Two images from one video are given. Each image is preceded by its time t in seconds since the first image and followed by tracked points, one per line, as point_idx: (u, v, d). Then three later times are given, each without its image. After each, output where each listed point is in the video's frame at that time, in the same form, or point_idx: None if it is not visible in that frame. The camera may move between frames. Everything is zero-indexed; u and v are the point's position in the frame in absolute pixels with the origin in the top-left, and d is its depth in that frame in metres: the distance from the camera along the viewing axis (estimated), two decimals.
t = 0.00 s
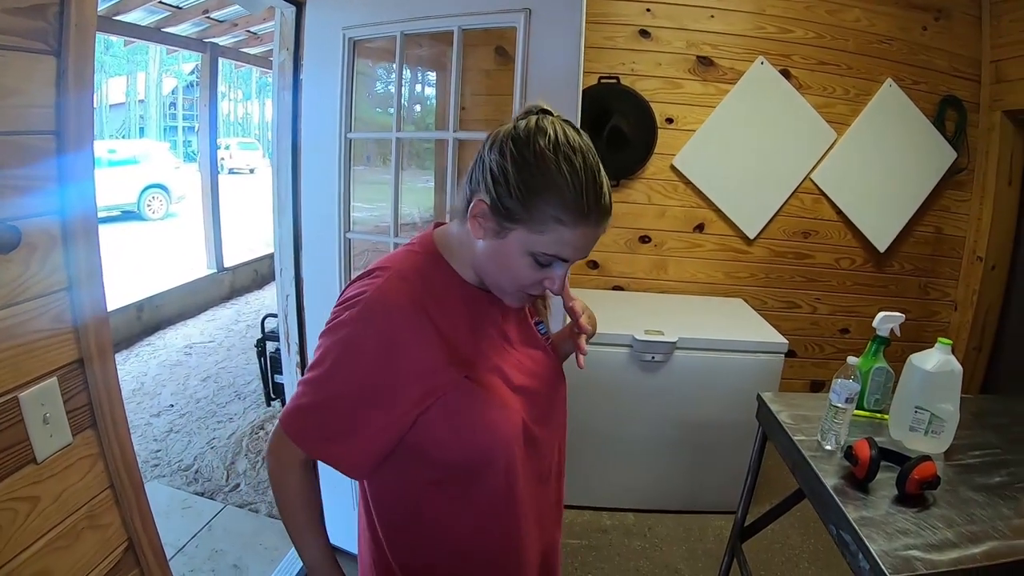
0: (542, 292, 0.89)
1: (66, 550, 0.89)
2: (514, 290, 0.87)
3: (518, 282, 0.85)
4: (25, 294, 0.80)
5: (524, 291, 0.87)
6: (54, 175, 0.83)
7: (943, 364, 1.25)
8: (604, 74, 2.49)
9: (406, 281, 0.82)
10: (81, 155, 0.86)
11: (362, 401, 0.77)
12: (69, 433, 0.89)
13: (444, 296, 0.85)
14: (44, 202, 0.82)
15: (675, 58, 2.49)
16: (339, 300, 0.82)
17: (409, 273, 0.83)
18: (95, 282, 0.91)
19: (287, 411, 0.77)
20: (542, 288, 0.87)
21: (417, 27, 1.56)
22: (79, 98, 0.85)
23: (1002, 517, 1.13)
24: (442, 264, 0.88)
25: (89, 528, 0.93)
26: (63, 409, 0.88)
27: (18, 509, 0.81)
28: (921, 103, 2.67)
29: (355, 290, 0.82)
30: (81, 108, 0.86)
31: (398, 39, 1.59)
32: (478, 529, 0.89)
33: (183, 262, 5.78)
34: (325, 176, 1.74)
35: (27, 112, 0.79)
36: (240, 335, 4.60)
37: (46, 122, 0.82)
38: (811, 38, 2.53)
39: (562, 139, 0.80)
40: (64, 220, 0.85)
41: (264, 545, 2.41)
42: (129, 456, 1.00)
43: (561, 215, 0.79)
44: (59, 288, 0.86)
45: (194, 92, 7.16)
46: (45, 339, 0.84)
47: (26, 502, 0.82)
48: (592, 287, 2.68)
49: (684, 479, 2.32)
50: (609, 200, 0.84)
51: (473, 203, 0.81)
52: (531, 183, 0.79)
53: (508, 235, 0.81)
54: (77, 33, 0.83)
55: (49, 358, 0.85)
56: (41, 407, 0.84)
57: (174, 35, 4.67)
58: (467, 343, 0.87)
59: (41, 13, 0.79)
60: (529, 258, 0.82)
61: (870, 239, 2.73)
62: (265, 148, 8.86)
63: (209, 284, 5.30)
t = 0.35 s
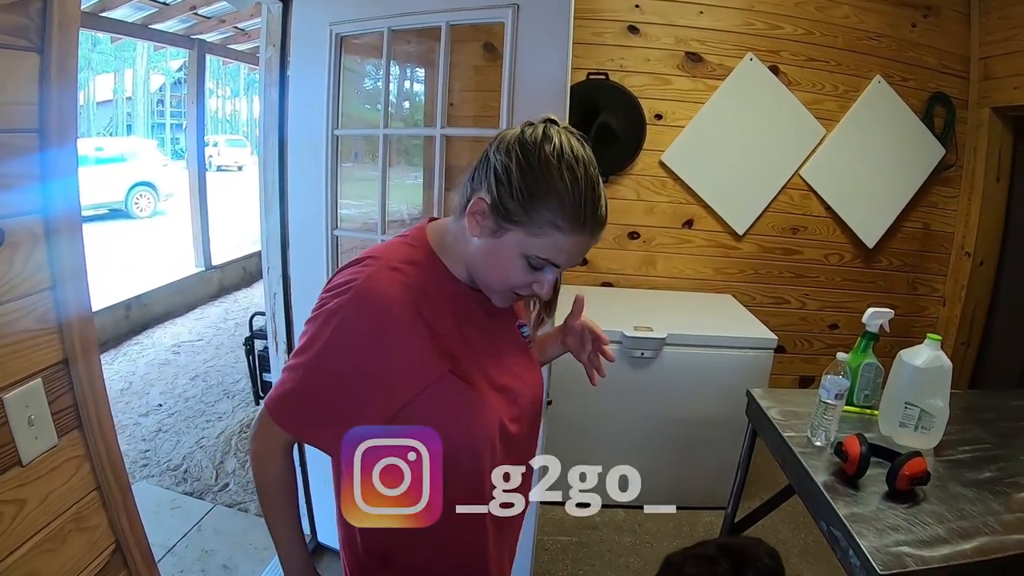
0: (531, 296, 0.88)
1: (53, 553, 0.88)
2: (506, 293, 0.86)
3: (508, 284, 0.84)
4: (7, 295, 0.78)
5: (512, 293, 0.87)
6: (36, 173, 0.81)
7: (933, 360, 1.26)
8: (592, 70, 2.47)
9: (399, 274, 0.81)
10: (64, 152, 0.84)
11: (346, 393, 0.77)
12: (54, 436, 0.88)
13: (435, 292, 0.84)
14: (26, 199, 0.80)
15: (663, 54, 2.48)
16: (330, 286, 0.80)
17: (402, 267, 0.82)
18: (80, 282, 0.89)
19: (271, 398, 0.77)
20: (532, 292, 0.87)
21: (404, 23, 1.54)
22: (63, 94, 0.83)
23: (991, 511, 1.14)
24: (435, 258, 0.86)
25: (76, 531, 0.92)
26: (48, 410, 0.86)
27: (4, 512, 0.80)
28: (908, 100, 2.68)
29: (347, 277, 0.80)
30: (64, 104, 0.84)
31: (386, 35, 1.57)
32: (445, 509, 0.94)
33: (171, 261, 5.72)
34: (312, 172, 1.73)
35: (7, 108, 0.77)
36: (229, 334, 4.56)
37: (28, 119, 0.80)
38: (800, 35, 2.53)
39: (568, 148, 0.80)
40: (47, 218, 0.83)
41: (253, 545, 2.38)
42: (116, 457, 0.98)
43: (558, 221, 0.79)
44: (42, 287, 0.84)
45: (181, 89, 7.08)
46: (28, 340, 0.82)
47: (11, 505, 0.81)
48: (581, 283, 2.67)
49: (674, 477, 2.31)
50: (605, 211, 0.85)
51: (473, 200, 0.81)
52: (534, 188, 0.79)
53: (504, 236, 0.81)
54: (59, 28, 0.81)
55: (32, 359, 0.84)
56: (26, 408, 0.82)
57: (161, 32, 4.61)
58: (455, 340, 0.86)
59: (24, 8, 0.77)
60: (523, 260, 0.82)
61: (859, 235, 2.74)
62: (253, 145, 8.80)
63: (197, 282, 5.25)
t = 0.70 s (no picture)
0: (462, 296, 0.87)
1: (41, 566, 0.85)
2: (434, 297, 0.85)
3: (435, 289, 0.83)
4: None
5: (440, 299, 0.86)
6: (16, 175, 0.78)
7: (924, 359, 1.27)
8: (580, 68, 2.45)
9: (309, 291, 0.80)
10: (45, 153, 0.82)
11: (268, 422, 0.74)
12: (38, 447, 0.85)
13: (350, 307, 0.84)
14: (6, 202, 0.77)
15: (652, 52, 2.46)
16: (238, 313, 0.78)
17: (314, 284, 0.81)
18: (63, 287, 0.87)
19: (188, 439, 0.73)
20: (462, 293, 0.86)
21: (392, 20, 1.52)
22: (43, 94, 0.81)
23: (982, 508, 1.16)
24: (349, 273, 0.85)
25: (64, 543, 0.89)
26: (32, 421, 0.84)
27: None
28: (897, 97, 2.69)
29: (254, 300, 0.78)
30: (45, 104, 0.81)
31: (373, 33, 1.54)
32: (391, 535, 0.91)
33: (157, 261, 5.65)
34: (298, 172, 1.70)
35: None
36: (217, 334, 4.51)
37: (6, 121, 0.77)
38: (790, 32, 2.53)
39: (485, 135, 0.79)
40: (29, 221, 0.81)
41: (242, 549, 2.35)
42: (103, 467, 0.96)
43: (484, 216, 0.78)
44: (23, 293, 0.81)
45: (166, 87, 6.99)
46: (11, 349, 0.80)
47: None
48: (570, 282, 2.64)
49: (665, 478, 2.28)
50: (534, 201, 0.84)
51: (388, 204, 0.79)
52: (454, 182, 0.77)
53: (426, 238, 0.79)
54: (39, 27, 0.79)
55: (15, 369, 0.81)
56: (10, 420, 0.80)
57: (146, 29, 4.54)
58: (377, 355, 0.86)
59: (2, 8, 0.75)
60: (447, 260, 0.81)
61: (848, 232, 2.75)
62: (240, 143, 8.71)
63: (184, 283, 5.19)
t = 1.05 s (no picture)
0: (409, 311, 0.82)
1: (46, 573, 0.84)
2: (376, 317, 0.80)
3: (380, 305, 0.78)
4: None
5: (388, 317, 0.81)
6: (23, 175, 0.78)
7: (926, 363, 1.31)
8: (581, 71, 2.46)
9: (224, 320, 0.75)
10: (51, 155, 0.82)
11: (185, 465, 0.72)
12: (43, 450, 0.84)
13: (275, 335, 0.79)
14: (11, 203, 0.77)
15: (653, 55, 2.47)
16: (153, 345, 0.74)
17: (233, 313, 0.76)
18: (67, 287, 0.87)
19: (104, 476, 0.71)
20: (407, 308, 0.81)
21: (398, 22, 1.52)
22: (49, 95, 0.81)
23: (984, 509, 1.17)
24: (274, 297, 0.80)
25: (69, 550, 0.89)
26: (38, 425, 0.83)
27: None
28: (894, 103, 2.71)
29: (167, 333, 0.73)
30: (51, 104, 0.81)
31: (379, 35, 1.54)
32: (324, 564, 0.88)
33: (153, 261, 5.62)
34: (299, 172, 1.70)
35: None
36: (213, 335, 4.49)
37: (13, 121, 0.77)
38: (789, 37, 2.55)
39: (417, 132, 0.76)
40: (34, 221, 0.81)
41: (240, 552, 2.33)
42: (107, 470, 0.96)
43: (425, 219, 0.75)
44: (28, 295, 0.81)
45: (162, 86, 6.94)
46: (17, 351, 0.80)
47: (5, 526, 0.77)
48: (570, 284, 2.64)
49: (665, 480, 2.29)
50: (476, 199, 0.82)
51: (319, 218, 0.75)
52: (388, 185, 0.74)
53: (365, 249, 0.76)
54: (46, 26, 0.79)
55: (20, 372, 0.81)
56: (15, 424, 0.79)
57: (143, 28, 4.53)
58: (305, 384, 0.82)
59: (9, 5, 0.75)
60: (388, 270, 0.77)
61: (846, 236, 2.77)
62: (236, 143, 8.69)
63: (180, 283, 5.17)
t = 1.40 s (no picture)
0: (386, 293, 0.79)
1: (50, 568, 0.85)
2: (350, 300, 0.77)
3: (351, 287, 0.76)
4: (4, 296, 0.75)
5: (363, 299, 0.78)
6: (33, 168, 0.78)
7: (935, 361, 1.33)
8: (587, 69, 2.45)
9: (196, 313, 0.74)
10: (60, 147, 0.82)
11: (156, 460, 0.70)
12: (50, 444, 0.84)
13: (248, 327, 0.77)
14: (21, 193, 0.77)
15: (659, 54, 2.47)
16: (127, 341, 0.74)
17: (204, 305, 0.75)
18: (74, 278, 0.87)
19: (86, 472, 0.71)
20: (382, 289, 0.78)
21: (407, 17, 1.51)
22: (59, 86, 0.81)
23: (991, 505, 1.19)
24: (249, 289, 0.79)
25: (72, 544, 0.89)
26: (44, 418, 0.83)
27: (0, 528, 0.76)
28: (899, 103, 2.71)
29: (138, 324, 0.73)
30: (60, 98, 0.81)
31: (389, 30, 1.54)
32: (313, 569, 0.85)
33: (154, 258, 5.60)
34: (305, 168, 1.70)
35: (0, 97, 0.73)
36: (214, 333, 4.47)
37: (23, 111, 0.77)
38: (795, 37, 2.55)
39: (373, 101, 0.74)
40: (42, 213, 0.81)
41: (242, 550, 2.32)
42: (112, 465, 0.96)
43: (388, 192, 0.73)
44: (36, 286, 0.81)
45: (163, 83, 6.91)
46: (24, 343, 0.79)
47: (10, 519, 0.77)
48: (575, 283, 2.64)
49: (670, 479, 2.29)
50: (445, 170, 0.78)
51: (283, 201, 0.74)
52: (346, 159, 0.72)
53: (329, 228, 0.73)
54: (57, 17, 0.79)
55: (28, 365, 0.80)
56: (21, 417, 0.78)
57: (146, 25, 4.51)
58: (281, 378, 0.79)
59: None
60: (355, 250, 0.74)
61: (850, 236, 2.77)
62: (238, 140, 8.68)
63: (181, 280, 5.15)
